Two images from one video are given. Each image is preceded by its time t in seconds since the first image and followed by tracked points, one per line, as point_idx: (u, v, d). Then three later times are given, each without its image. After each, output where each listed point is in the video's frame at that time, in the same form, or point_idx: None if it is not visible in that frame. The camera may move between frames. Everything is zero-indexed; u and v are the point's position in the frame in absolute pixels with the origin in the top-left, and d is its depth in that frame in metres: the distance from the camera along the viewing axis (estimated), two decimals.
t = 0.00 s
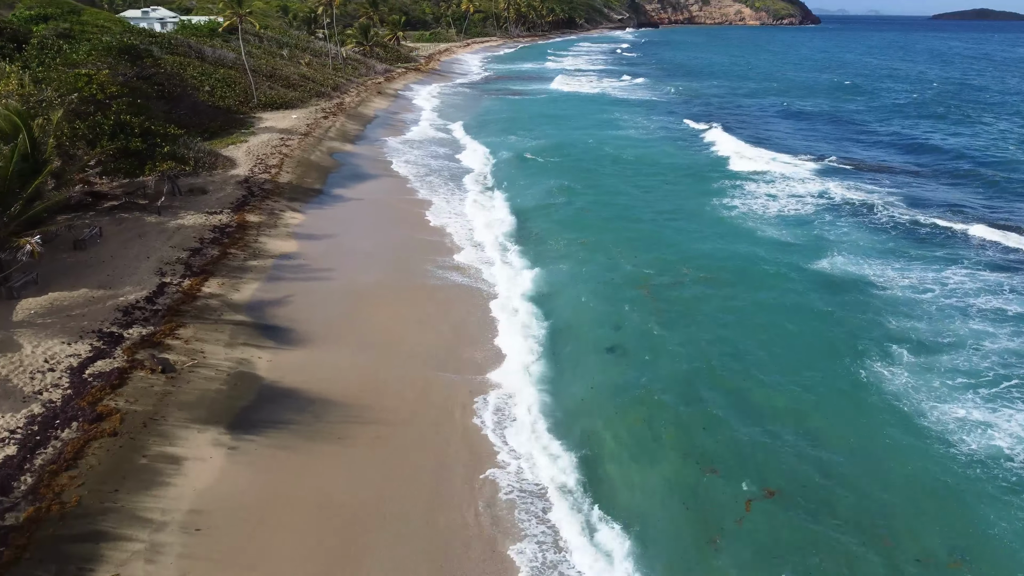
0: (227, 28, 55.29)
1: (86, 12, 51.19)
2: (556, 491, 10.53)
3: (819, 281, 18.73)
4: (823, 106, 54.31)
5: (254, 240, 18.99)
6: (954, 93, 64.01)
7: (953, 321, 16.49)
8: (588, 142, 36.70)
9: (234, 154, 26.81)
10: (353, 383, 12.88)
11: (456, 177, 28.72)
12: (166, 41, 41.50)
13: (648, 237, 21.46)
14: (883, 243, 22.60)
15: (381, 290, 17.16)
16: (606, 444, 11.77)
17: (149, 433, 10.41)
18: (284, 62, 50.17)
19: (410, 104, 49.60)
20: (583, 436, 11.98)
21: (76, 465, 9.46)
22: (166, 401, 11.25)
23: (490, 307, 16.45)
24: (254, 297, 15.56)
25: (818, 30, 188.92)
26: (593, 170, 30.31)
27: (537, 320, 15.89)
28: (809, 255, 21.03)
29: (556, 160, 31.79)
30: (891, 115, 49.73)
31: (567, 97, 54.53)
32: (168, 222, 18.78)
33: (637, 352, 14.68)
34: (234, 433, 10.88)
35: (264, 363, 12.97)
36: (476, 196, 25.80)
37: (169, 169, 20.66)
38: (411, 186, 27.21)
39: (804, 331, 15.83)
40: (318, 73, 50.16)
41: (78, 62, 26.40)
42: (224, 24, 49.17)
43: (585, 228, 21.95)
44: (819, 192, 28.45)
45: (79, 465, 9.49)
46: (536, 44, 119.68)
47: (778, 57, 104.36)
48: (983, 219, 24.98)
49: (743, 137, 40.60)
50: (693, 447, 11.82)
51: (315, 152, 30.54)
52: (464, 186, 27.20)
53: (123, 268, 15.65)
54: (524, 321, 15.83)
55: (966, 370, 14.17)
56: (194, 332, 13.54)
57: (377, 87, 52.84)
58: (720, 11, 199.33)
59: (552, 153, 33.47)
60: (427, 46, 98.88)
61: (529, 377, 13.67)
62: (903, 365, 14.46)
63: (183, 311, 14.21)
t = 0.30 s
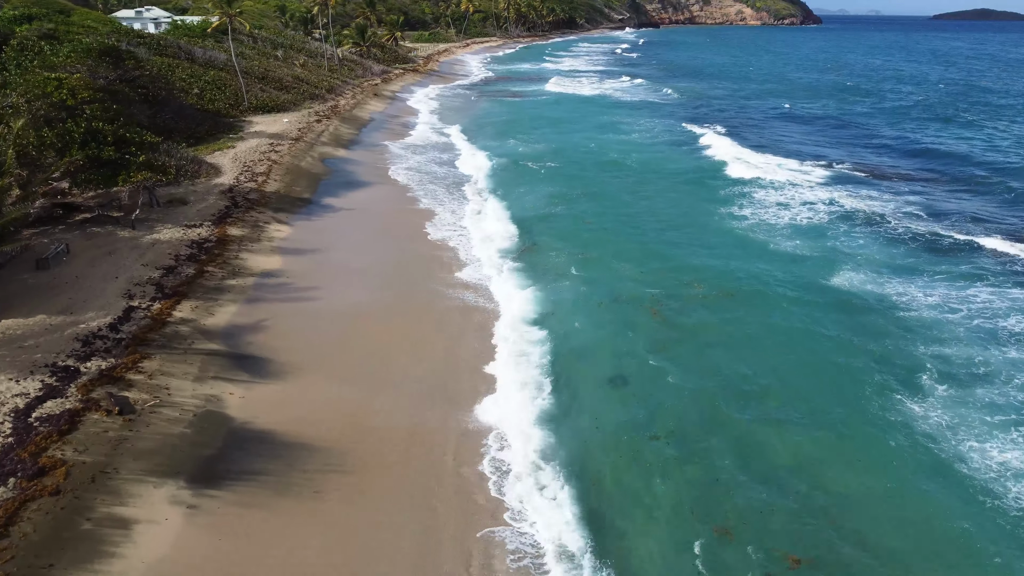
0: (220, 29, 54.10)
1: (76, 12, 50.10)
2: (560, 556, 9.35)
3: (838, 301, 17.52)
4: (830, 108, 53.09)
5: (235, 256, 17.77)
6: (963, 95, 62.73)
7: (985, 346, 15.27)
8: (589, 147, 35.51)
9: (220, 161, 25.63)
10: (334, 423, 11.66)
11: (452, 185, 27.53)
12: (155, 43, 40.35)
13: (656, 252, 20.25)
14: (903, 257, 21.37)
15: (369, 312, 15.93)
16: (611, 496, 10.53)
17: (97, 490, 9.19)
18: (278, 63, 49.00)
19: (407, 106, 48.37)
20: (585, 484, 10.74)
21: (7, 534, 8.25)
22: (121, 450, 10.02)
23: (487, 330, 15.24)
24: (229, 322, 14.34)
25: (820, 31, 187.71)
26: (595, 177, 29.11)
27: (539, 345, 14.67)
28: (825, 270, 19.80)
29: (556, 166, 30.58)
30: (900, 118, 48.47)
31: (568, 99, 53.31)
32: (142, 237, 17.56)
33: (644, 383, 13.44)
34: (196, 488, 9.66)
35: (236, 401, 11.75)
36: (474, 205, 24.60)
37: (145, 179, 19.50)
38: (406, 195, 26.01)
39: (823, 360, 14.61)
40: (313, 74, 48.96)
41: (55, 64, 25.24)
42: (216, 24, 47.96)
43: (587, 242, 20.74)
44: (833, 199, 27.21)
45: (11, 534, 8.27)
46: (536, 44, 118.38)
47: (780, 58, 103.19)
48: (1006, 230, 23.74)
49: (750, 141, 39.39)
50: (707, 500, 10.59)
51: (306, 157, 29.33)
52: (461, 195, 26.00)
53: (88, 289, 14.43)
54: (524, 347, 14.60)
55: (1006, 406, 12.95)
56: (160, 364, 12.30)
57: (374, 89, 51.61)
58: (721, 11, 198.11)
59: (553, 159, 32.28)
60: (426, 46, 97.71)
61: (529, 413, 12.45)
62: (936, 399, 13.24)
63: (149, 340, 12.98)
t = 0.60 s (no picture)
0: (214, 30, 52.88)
1: (65, 14, 48.95)
2: None
3: (860, 324, 16.26)
4: (837, 111, 51.90)
5: (212, 274, 16.51)
6: (972, 97, 61.51)
7: None
8: (592, 152, 34.25)
9: (204, 169, 24.40)
10: (309, 473, 10.44)
11: (448, 193, 26.24)
12: (143, 44, 39.15)
13: (663, 270, 19.03)
14: (925, 272, 20.14)
15: (355, 338, 14.71)
16: (618, 564, 9.31)
17: (28, 567, 7.93)
18: (272, 65, 47.80)
19: (403, 109, 47.16)
20: (590, 546, 9.52)
21: None
22: (63, 512, 8.77)
23: (482, 358, 14.00)
24: (200, 353, 13.09)
25: (822, 31, 186.49)
26: (598, 185, 27.86)
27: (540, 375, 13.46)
28: (844, 288, 18.53)
29: (558, 173, 29.31)
30: (910, 122, 47.26)
31: (569, 102, 52.10)
32: (112, 254, 16.32)
33: (655, 424, 12.22)
34: (146, 560, 8.42)
35: (201, 449, 10.51)
36: (471, 215, 23.33)
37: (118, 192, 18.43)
38: (400, 204, 24.74)
39: (847, 394, 13.39)
40: (307, 76, 47.77)
41: (29, 69, 24.12)
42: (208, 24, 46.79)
43: (591, 258, 19.49)
44: (847, 208, 25.95)
45: None
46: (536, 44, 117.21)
47: (783, 59, 101.98)
48: None
49: (757, 145, 38.10)
50: (726, 568, 9.37)
51: (296, 164, 28.10)
52: (457, 204, 24.72)
53: (45, 316, 13.18)
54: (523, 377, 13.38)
55: None
56: (118, 405, 11.04)
57: (370, 91, 50.42)
58: (722, 11, 197.22)
59: (553, 165, 31.01)
60: (425, 47, 96.50)
61: (529, 455, 11.21)
62: (976, 441, 12.02)
63: (109, 375, 11.72)
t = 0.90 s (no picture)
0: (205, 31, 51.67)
1: (54, 14, 47.71)
2: None
3: (886, 353, 15.03)
4: (844, 114, 50.74)
5: (186, 296, 15.27)
6: (980, 100, 60.39)
7: None
8: (593, 159, 33.01)
9: (187, 178, 23.19)
10: (273, 538, 9.16)
11: (443, 202, 24.95)
12: (130, 46, 37.92)
13: (672, 290, 17.84)
14: (949, 289, 18.93)
15: (338, 369, 13.49)
16: None
17: None
18: (265, 67, 46.58)
19: (400, 112, 45.93)
20: None
21: None
22: None
23: (476, 394, 12.76)
24: (165, 390, 11.85)
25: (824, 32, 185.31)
26: (601, 194, 26.59)
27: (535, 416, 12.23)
28: (866, 310, 17.31)
29: (559, 182, 28.02)
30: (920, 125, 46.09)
31: (570, 105, 50.90)
32: (78, 274, 15.08)
33: (667, 474, 11.02)
34: None
35: (156, 510, 9.26)
36: (467, 227, 22.07)
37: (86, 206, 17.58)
38: (392, 216, 23.46)
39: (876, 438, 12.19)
40: (301, 78, 46.54)
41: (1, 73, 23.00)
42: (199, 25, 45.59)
43: (594, 277, 18.24)
44: (863, 216, 24.71)
45: None
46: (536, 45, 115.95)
47: (786, 60, 100.79)
48: None
49: (765, 149, 36.86)
50: None
51: (285, 171, 26.88)
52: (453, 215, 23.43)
53: None
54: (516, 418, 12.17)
55: None
56: (65, 455, 9.78)
57: (366, 94, 49.19)
58: (723, 11, 196.13)
59: (554, 173, 29.78)
60: (423, 48, 95.26)
61: (521, 513, 9.99)
62: None
63: (59, 418, 10.47)
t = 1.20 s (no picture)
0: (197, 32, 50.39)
1: (41, 15, 46.46)
2: None
3: (918, 387, 13.79)
4: (851, 117, 49.61)
5: (155, 322, 13.99)
6: (988, 102, 59.31)
7: None
8: (595, 166, 31.75)
9: (167, 189, 21.95)
10: None
11: (438, 213, 23.69)
12: (116, 47, 36.67)
13: (683, 313, 16.63)
14: (978, 308, 17.73)
15: (316, 405, 12.23)
16: None
17: None
18: (257, 68, 45.33)
19: (396, 115, 44.69)
20: None
21: None
22: None
23: (462, 437, 11.54)
24: (122, 436, 10.60)
25: (824, 32, 184.13)
26: (603, 204, 25.33)
27: (526, 466, 11.03)
28: (892, 335, 16.06)
29: (559, 191, 26.76)
30: (929, 129, 44.95)
31: (571, 107, 49.72)
32: (36, 298, 13.80)
33: (681, 537, 9.81)
34: None
35: None
36: (462, 240, 20.81)
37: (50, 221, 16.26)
38: (383, 228, 22.20)
39: (911, 490, 10.96)
40: (294, 80, 45.31)
41: None
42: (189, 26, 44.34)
43: (597, 298, 17.00)
44: (881, 224, 23.47)
45: None
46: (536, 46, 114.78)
47: (788, 61, 99.63)
48: None
49: (772, 155, 35.60)
50: None
51: (273, 179, 25.65)
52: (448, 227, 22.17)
53: None
54: (503, 466, 10.97)
55: None
56: None
57: (361, 96, 47.97)
58: (724, 11, 195.10)
59: (554, 181, 28.51)
60: (422, 48, 94.02)
61: None
62: None
63: None
